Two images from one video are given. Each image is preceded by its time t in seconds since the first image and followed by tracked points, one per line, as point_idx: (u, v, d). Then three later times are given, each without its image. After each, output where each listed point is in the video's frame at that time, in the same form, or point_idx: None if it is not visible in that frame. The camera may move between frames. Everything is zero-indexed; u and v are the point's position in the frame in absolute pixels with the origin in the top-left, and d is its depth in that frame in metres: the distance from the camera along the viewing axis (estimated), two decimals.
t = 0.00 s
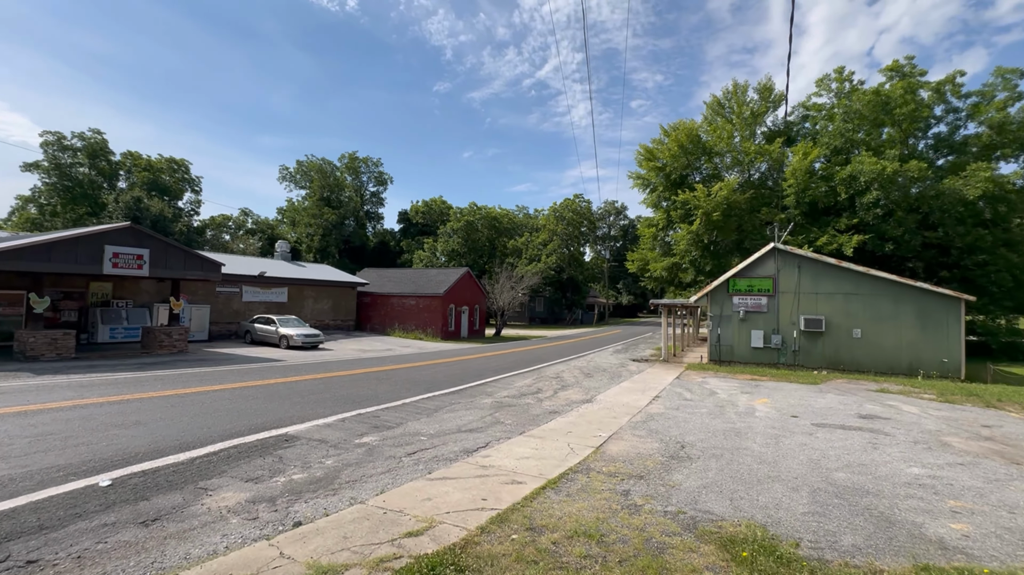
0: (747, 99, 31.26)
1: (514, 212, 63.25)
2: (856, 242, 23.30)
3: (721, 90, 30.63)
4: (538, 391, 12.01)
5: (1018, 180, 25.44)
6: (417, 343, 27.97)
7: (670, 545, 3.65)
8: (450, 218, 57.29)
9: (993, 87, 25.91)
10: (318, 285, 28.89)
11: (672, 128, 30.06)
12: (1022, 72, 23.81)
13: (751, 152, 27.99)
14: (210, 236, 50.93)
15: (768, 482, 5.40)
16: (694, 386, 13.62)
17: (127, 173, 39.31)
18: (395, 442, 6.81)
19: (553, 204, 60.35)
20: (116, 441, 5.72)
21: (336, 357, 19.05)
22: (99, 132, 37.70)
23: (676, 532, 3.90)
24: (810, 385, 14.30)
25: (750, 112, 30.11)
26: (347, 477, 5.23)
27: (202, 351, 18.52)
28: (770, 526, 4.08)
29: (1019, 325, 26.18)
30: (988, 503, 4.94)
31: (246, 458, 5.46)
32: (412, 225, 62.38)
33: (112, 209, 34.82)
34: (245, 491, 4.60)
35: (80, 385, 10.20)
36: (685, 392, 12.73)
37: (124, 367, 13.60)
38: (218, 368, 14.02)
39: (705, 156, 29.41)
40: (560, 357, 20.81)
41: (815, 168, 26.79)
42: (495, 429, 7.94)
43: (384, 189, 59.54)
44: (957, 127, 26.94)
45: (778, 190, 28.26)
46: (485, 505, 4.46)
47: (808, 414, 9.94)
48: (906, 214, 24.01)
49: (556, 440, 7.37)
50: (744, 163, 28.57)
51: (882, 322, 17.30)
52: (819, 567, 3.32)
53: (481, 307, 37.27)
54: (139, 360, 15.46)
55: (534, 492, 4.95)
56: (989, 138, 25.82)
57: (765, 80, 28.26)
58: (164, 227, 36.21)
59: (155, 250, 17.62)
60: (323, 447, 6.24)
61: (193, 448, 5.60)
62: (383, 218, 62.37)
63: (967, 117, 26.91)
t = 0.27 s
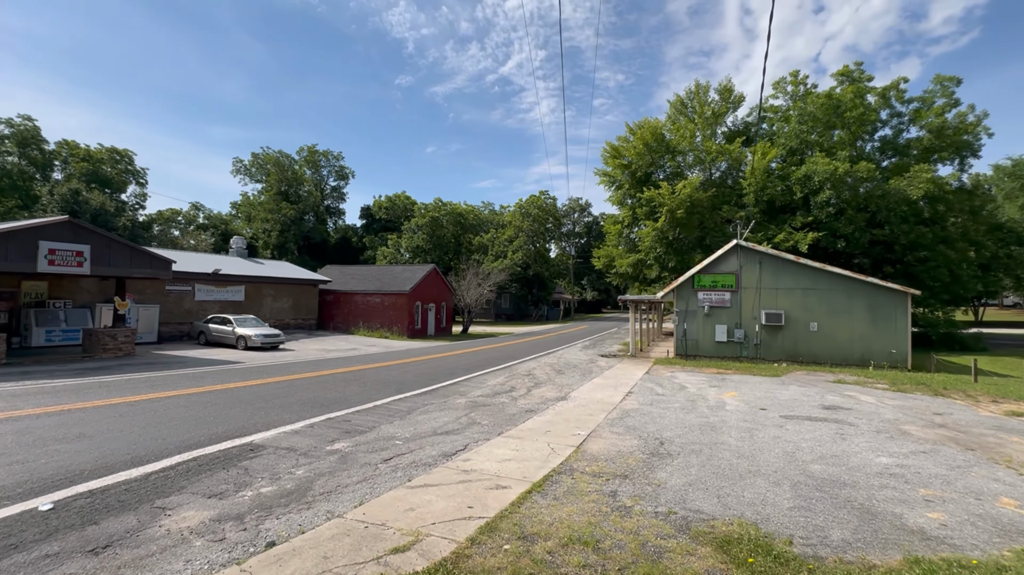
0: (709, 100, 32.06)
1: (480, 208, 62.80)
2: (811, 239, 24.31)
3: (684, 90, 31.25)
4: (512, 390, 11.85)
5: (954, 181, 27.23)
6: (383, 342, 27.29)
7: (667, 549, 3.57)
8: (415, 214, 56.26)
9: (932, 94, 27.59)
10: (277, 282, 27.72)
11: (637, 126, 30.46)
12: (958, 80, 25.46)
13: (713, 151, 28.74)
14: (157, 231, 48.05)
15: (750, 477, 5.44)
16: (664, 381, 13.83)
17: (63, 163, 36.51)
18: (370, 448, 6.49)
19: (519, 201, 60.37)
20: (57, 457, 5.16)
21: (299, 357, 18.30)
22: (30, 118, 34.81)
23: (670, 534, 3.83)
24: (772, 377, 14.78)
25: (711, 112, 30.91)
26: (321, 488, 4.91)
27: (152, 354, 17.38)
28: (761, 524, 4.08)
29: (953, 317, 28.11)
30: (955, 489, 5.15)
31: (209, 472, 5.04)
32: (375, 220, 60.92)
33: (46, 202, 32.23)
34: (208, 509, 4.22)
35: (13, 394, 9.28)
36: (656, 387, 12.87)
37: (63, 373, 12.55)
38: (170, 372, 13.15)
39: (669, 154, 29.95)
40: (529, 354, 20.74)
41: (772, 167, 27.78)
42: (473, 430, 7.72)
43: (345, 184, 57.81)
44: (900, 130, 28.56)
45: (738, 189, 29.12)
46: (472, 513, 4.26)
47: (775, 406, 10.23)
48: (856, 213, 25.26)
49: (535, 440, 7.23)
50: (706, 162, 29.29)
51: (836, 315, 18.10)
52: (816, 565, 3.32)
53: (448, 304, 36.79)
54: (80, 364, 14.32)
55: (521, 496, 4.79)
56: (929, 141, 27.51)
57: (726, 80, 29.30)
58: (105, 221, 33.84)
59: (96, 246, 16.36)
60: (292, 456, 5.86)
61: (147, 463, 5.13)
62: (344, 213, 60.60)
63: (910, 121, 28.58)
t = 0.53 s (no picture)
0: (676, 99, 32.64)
1: (448, 205, 62.10)
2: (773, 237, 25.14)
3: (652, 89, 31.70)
4: (487, 388, 11.68)
5: (902, 182, 28.75)
6: (350, 340, 26.56)
7: (665, 548, 3.50)
8: (381, 210, 55.07)
9: (883, 98, 28.98)
10: (237, 279, 26.54)
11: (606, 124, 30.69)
12: (907, 86, 26.82)
13: (679, 149, 29.29)
14: (104, 225, 45.19)
15: (734, 471, 5.47)
16: (637, 376, 13.97)
17: None
18: (345, 451, 6.21)
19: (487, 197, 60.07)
20: None
21: (262, 357, 17.54)
22: None
23: (666, 532, 3.77)
24: (741, 370, 15.17)
25: (678, 111, 31.50)
26: (297, 496, 4.62)
27: (101, 356, 16.28)
28: (752, 517, 4.08)
29: (901, 311, 29.68)
30: (927, 476, 5.34)
31: (172, 483, 4.67)
32: (340, 216, 59.31)
33: None
34: (173, 524, 3.88)
35: None
36: (630, 381, 12.97)
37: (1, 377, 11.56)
38: (122, 375, 12.32)
39: (638, 152, 30.33)
40: (501, 350, 20.58)
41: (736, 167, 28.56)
42: (451, 430, 7.52)
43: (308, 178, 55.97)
44: (854, 133, 29.91)
45: (704, 187, 29.78)
46: (462, 518, 4.08)
47: (747, 399, 10.47)
48: (814, 211, 26.25)
49: (517, 438, 7.10)
50: (674, 160, 29.82)
51: (798, 310, 18.76)
52: (814, 558, 3.32)
53: (417, 301, 36.18)
54: (19, 368, 13.25)
55: (509, 497, 4.65)
56: (880, 144, 28.91)
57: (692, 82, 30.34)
58: (45, 215, 31.56)
59: (36, 241, 15.18)
60: (263, 462, 5.52)
61: (101, 476, 4.70)
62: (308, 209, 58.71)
63: (863, 124, 29.95)
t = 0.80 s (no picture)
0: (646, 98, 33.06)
1: (419, 200, 61.21)
2: (740, 235, 25.82)
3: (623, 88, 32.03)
4: (465, 386, 11.51)
5: (860, 182, 30.01)
6: (320, 339, 25.83)
7: (666, 547, 3.46)
8: (350, 205, 53.77)
9: (843, 101, 30.13)
10: (198, 276, 25.40)
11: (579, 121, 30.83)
12: (865, 90, 27.96)
13: (650, 147, 29.71)
14: (49, 219, 42.48)
15: (720, 465, 5.51)
16: (614, 371, 14.07)
17: None
18: (324, 454, 5.94)
19: (459, 193, 59.54)
20: None
21: (227, 357, 16.83)
22: None
23: (663, 530, 3.73)
24: (713, 365, 15.49)
25: (649, 110, 31.92)
26: (276, 505, 4.36)
27: (48, 359, 15.24)
28: (745, 512, 4.08)
29: (858, 305, 31.12)
30: (902, 465, 5.51)
31: (137, 495, 4.33)
32: (306, 211, 57.62)
33: None
34: (141, 539, 3.59)
35: None
36: (607, 377, 13.04)
37: None
38: (73, 378, 11.53)
39: (610, 150, 30.56)
40: (476, 348, 20.38)
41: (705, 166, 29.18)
42: (433, 430, 7.34)
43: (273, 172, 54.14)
44: (815, 134, 31.00)
45: (674, 185, 30.30)
46: (454, 522, 3.94)
47: (722, 393, 10.67)
48: (779, 210, 27.11)
49: (501, 437, 6.98)
50: (645, 158, 30.19)
51: (765, 306, 19.31)
52: (811, 551, 3.34)
53: (388, 299, 35.52)
54: None
55: (500, 498, 4.53)
56: (839, 145, 30.08)
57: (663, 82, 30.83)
58: None
59: None
60: (236, 469, 5.22)
61: (56, 489, 4.32)
62: (272, 203, 56.79)
63: (823, 126, 31.09)
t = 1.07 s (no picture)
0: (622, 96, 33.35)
1: (392, 196, 60.20)
2: (713, 232, 26.32)
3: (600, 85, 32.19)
4: (446, 384, 11.31)
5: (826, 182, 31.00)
6: (291, 337, 25.08)
7: (667, 546, 3.41)
8: (321, 200, 52.42)
9: (810, 104, 31.04)
10: (161, 273, 24.30)
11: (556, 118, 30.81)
12: (831, 93, 28.87)
13: (626, 145, 29.96)
14: None
15: (709, 460, 5.52)
16: (594, 367, 14.11)
17: None
18: (304, 458, 5.69)
19: (433, 189, 58.82)
20: None
21: (193, 357, 16.13)
22: None
23: (662, 529, 3.68)
24: (690, 360, 15.72)
25: (624, 108, 32.18)
26: (257, 513, 4.12)
27: None
28: (741, 507, 4.08)
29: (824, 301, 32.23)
30: (882, 457, 5.65)
31: (102, 508, 4.02)
32: (275, 205, 55.89)
33: None
34: (110, 556, 3.32)
35: None
36: (588, 374, 13.05)
37: None
38: (25, 381, 10.80)
39: (586, 147, 30.65)
40: (454, 345, 20.14)
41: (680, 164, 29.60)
42: (416, 430, 7.14)
43: (239, 165, 52.28)
44: (784, 135, 31.86)
45: (649, 183, 30.63)
46: (448, 527, 3.80)
47: (702, 387, 10.81)
48: (750, 208, 27.77)
49: (487, 436, 6.85)
50: (621, 156, 30.45)
51: (739, 302, 19.74)
52: (811, 545, 3.34)
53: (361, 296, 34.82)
54: None
55: (493, 500, 4.41)
56: (807, 146, 31.00)
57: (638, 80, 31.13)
58: None
59: None
60: (210, 476, 4.92)
61: (10, 504, 3.96)
62: (239, 197, 54.87)
63: (792, 127, 31.94)
